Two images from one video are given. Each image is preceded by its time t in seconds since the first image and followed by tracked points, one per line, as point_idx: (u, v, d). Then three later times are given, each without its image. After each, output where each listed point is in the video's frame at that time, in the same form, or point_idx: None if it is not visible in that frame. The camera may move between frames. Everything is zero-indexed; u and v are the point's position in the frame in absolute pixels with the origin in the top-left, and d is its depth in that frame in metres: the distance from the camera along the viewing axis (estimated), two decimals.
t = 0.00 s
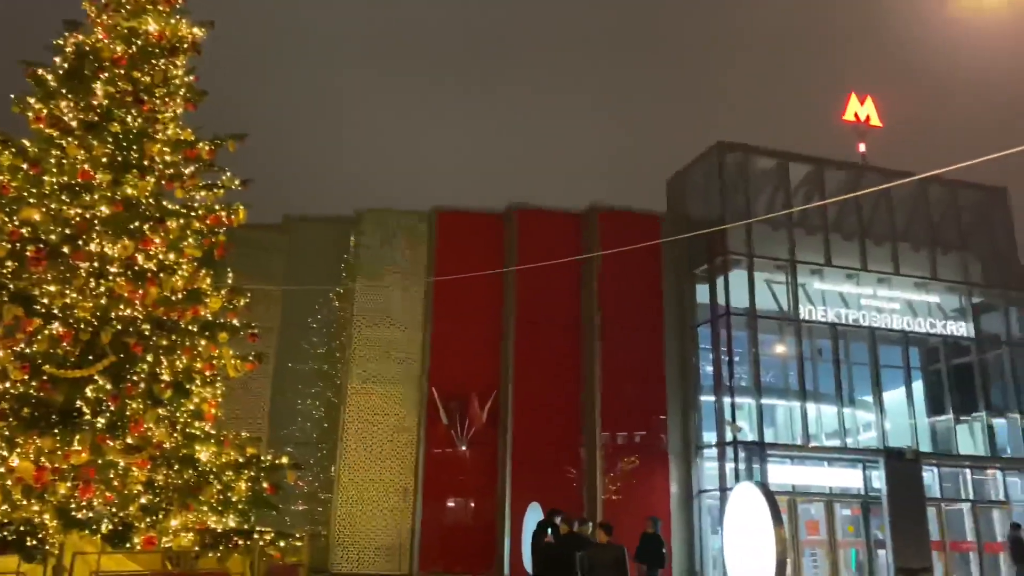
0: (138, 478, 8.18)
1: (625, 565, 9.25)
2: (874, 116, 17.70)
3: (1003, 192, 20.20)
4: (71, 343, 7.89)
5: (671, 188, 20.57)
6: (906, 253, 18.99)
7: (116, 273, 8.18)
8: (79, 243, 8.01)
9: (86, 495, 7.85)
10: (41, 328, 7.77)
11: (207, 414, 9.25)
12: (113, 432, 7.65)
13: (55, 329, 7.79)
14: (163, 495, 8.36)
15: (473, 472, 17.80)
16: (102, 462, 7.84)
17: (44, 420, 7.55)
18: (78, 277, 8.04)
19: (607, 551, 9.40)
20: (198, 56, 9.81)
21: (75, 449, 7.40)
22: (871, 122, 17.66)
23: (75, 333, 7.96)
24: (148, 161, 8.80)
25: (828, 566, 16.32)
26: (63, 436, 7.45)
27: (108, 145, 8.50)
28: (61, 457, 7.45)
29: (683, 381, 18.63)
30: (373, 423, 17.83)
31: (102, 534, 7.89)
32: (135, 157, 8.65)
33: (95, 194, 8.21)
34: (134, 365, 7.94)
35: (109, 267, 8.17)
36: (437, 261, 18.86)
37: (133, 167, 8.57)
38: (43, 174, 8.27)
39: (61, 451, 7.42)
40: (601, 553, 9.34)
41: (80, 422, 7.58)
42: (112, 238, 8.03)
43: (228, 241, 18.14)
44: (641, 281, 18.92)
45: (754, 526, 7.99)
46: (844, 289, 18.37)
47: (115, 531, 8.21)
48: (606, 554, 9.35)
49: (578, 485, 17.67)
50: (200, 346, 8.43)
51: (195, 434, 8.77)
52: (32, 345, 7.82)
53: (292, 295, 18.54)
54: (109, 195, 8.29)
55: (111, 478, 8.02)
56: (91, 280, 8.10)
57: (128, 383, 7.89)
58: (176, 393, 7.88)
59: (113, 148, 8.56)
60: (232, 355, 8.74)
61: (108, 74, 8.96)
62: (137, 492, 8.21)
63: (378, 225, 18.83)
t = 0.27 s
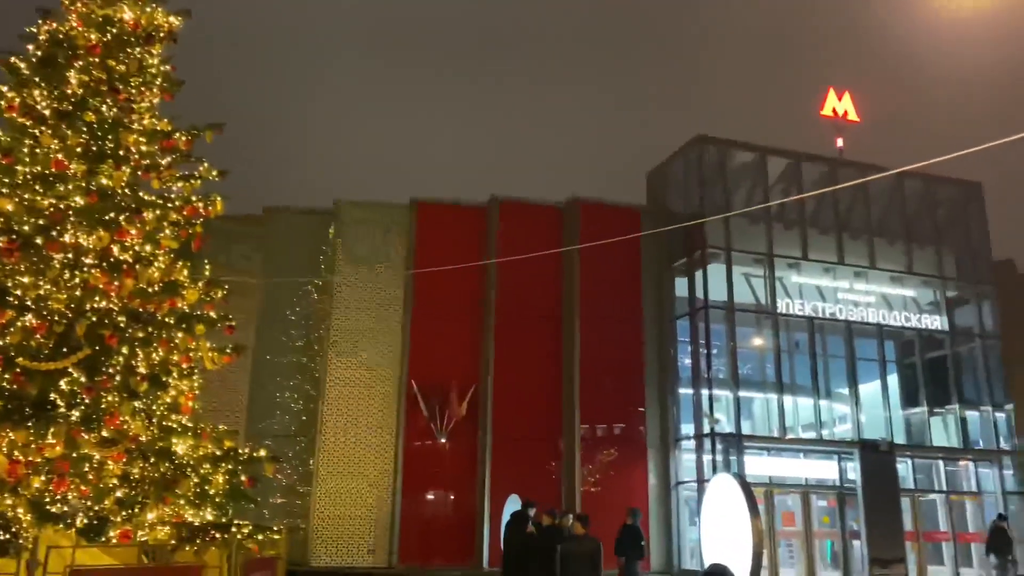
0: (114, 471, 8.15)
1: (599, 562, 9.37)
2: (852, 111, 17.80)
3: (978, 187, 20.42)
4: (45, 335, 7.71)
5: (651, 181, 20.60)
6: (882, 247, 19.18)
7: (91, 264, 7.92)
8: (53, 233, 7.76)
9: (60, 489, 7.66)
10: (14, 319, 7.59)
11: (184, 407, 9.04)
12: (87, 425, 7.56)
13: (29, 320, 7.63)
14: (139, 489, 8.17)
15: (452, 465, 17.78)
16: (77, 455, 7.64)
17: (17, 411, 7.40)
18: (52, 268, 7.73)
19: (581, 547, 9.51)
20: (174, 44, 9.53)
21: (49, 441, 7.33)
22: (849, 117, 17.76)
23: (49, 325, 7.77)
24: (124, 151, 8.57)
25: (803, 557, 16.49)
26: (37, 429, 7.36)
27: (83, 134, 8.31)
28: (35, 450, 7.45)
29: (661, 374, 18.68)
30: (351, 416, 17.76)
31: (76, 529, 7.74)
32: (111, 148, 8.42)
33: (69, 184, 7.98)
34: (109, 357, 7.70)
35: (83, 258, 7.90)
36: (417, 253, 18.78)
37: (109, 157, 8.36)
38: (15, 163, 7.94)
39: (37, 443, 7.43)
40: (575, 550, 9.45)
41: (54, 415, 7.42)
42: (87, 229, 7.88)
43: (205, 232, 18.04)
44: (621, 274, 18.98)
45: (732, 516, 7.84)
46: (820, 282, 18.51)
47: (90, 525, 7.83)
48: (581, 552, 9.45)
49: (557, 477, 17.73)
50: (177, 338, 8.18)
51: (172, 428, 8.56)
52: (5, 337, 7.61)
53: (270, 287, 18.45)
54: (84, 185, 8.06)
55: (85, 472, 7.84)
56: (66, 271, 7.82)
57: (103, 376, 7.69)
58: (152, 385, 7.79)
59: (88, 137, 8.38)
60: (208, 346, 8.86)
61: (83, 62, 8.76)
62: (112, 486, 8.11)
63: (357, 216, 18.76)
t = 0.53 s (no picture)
0: (90, 463, 8.17)
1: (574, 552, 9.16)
2: (831, 106, 17.93)
3: (954, 182, 20.64)
4: (20, 325, 7.59)
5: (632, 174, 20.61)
6: (860, 241, 19.35)
7: (66, 255, 7.81)
8: (28, 223, 7.52)
9: (36, 481, 7.67)
10: None
11: (162, 399, 9.11)
12: (63, 417, 7.14)
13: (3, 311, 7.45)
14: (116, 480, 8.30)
15: (433, 457, 17.76)
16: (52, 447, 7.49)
17: None
18: (24, 257, 7.28)
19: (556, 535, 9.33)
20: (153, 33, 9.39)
21: (23, 435, 6.89)
22: (828, 112, 17.89)
23: (24, 316, 7.62)
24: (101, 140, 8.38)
25: (780, 548, 16.65)
26: (12, 422, 6.82)
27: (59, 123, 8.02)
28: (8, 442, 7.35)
29: (641, 366, 18.82)
30: (331, 408, 17.72)
31: (52, 522, 7.50)
32: (86, 136, 8.21)
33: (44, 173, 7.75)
34: (86, 348, 7.38)
35: (59, 248, 7.80)
36: (397, 244, 18.72)
37: (85, 147, 8.18)
38: None
39: (9, 437, 6.84)
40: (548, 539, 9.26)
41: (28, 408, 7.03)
42: (63, 219, 7.62)
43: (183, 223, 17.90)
44: (600, 267, 19.08)
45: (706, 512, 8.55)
46: (798, 276, 18.71)
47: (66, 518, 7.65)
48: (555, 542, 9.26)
49: (537, 469, 17.80)
50: (154, 330, 7.63)
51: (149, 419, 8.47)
52: None
53: (249, 278, 18.30)
54: (59, 175, 7.86)
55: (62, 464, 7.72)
56: (40, 261, 7.63)
57: (79, 367, 7.39)
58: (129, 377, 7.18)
59: (63, 125, 8.17)
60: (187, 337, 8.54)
61: (57, 50, 8.47)
62: (88, 477, 8.14)
63: (337, 208, 18.73)
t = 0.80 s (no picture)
0: (67, 455, 7.80)
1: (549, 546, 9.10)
2: (811, 100, 18.02)
3: (931, 176, 20.84)
4: None
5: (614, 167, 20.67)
6: (838, 234, 19.51)
7: (42, 244, 7.47)
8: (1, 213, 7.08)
9: (11, 473, 7.23)
10: None
11: (140, 389, 8.63)
12: (38, 408, 7.12)
13: None
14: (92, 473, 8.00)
15: (413, 448, 17.76)
16: (28, 438, 7.14)
17: None
18: None
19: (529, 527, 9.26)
20: (131, 19, 8.92)
21: None
22: (808, 106, 17.97)
23: None
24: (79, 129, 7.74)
25: (758, 538, 16.89)
26: None
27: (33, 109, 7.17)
28: None
29: (622, 358, 18.88)
30: (312, 399, 17.64)
31: (29, 514, 7.41)
32: (62, 124, 7.60)
33: (18, 162, 7.13)
34: (62, 340, 7.03)
35: (34, 237, 7.45)
36: (378, 235, 18.67)
37: (62, 135, 7.58)
38: None
39: None
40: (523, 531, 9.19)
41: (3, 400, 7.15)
42: (38, 209, 7.18)
43: (161, 214, 17.82)
44: (582, 260, 19.14)
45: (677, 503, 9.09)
46: (778, 268, 18.81)
47: (43, 509, 7.58)
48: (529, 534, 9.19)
49: (518, 460, 17.84)
50: (133, 320, 7.57)
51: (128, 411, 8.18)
52: None
53: (229, 269, 18.26)
54: (35, 163, 7.27)
55: (38, 456, 7.43)
56: (15, 251, 7.29)
57: (54, 358, 7.17)
58: (105, 367, 7.24)
59: (37, 114, 7.51)
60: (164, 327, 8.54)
61: (33, 36, 7.69)
62: (64, 469, 7.85)
63: (317, 198, 18.63)
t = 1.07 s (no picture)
0: (43, 446, 7.55)
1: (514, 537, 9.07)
2: (793, 93, 18.10)
3: (910, 169, 21.02)
4: None
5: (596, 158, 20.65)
6: (818, 227, 19.65)
7: (17, 233, 7.25)
8: None
9: None
10: None
11: (117, 379, 8.39)
12: (13, 399, 7.06)
13: None
14: (70, 464, 7.59)
15: (395, 439, 17.74)
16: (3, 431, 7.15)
17: None
18: None
19: (496, 516, 9.19)
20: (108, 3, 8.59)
21: None
22: (789, 99, 18.06)
23: None
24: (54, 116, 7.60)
25: (737, 528, 17.07)
26: None
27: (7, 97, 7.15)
28: None
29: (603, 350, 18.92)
30: (292, 390, 17.56)
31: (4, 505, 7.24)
32: (38, 111, 7.43)
33: None
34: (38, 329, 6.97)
35: (8, 226, 7.24)
36: (360, 225, 18.56)
37: (38, 122, 7.36)
38: None
39: None
40: (490, 523, 9.13)
41: None
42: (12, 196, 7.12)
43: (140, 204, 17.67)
44: (564, 251, 19.15)
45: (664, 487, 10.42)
46: (759, 261, 18.92)
47: (17, 501, 7.35)
48: (494, 526, 9.11)
49: (500, 451, 17.87)
50: (110, 310, 7.63)
51: (105, 402, 7.97)
52: None
53: (209, 260, 18.14)
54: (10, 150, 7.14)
55: (11, 447, 7.17)
56: None
57: (31, 348, 7.10)
58: (83, 357, 7.11)
59: (12, 101, 7.25)
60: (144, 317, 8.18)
61: (6, 19, 7.45)
62: (42, 460, 7.53)
63: (298, 188, 18.51)
